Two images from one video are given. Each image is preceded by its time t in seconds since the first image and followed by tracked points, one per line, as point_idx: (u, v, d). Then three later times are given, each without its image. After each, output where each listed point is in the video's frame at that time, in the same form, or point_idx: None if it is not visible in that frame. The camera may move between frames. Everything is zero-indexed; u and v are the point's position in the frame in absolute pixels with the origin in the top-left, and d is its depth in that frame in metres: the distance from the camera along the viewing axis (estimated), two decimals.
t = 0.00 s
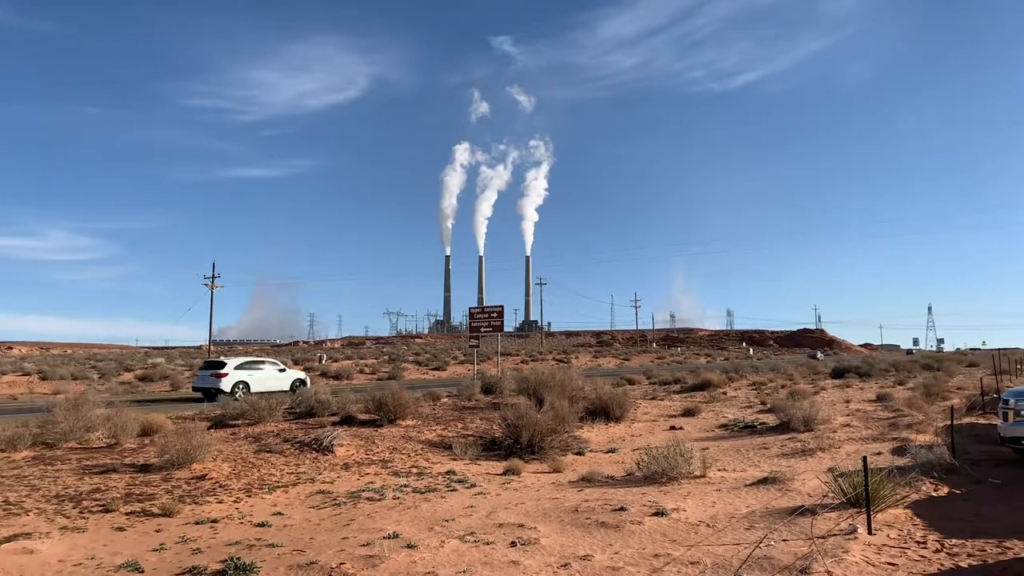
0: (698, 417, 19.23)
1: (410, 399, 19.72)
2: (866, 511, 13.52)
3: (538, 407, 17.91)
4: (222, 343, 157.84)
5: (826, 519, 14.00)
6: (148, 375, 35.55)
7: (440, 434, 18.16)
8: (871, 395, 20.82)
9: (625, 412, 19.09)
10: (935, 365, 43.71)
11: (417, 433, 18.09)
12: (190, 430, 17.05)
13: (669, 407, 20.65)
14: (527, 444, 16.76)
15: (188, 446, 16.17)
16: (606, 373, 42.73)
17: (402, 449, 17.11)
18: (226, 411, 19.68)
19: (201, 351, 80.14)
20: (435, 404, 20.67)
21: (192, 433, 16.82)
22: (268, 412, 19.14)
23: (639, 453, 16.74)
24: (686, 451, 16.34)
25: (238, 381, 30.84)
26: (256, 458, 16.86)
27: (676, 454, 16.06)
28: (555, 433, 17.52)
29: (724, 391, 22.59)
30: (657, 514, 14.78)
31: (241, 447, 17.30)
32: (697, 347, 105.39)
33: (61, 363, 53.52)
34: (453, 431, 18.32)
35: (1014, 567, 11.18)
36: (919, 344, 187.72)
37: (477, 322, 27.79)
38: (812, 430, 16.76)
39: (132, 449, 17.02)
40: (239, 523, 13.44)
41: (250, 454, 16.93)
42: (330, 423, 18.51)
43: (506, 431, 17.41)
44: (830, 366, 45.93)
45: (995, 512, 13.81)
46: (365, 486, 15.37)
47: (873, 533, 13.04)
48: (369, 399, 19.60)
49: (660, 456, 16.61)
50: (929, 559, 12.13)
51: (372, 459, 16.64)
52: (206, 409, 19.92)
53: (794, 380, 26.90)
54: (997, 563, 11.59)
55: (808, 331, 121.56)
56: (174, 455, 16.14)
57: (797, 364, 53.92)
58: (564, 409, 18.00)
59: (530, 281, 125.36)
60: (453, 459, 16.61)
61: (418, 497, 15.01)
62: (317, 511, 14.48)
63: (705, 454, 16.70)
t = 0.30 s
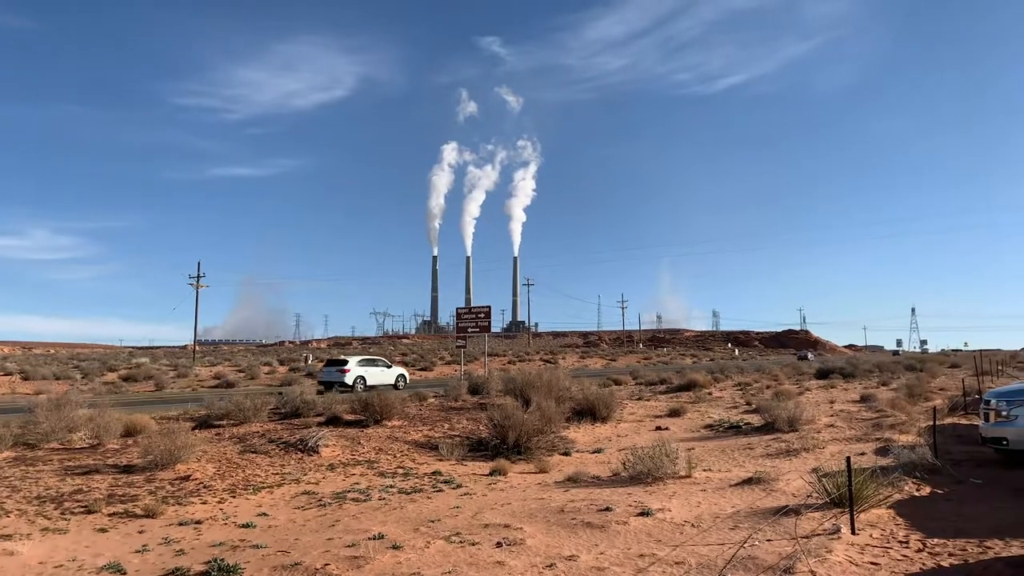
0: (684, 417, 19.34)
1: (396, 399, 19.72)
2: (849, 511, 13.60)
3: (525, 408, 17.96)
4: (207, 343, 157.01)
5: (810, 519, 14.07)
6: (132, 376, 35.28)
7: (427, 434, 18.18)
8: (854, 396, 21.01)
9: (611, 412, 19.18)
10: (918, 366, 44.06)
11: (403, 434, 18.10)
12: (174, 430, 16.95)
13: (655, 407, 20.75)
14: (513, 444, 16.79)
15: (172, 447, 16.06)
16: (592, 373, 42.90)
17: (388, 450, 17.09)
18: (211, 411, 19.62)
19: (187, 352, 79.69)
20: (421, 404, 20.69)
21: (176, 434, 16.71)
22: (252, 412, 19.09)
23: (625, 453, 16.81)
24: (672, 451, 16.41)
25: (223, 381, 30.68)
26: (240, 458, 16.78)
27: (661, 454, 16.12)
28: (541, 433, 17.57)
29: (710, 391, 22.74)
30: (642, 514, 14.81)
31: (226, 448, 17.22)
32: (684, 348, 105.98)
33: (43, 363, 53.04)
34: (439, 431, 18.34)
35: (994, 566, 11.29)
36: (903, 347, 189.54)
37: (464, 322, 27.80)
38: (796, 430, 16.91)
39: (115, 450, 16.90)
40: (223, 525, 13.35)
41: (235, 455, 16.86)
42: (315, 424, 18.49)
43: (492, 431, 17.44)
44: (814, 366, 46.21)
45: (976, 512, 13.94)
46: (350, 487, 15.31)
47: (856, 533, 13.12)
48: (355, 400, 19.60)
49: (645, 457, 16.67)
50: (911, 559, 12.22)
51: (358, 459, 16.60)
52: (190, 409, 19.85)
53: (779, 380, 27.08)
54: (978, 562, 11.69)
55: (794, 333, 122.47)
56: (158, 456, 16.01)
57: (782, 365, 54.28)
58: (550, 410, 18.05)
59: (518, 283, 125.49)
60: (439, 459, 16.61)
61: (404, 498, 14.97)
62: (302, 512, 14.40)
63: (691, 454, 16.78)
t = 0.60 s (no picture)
0: (663, 417, 19.47)
1: (377, 399, 19.72)
2: (826, 511, 13.69)
3: (505, 408, 17.99)
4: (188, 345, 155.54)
5: (788, 518, 14.17)
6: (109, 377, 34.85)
7: (407, 435, 18.15)
8: (832, 396, 21.24)
9: (592, 412, 19.27)
10: (895, 368, 44.53)
11: (383, 434, 18.07)
12: (150, 430, 16.78)
13: (635, 407, 20.85)
14: (494, 444, 16.81)
15: (148, 447, 15.90)
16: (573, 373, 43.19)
17: (367, 450, 17.06)
18: (188, 411, 19.49)
19: (166, 353, 78.70)
20: (402, 405, 20.67)
21: (153, 434, 16.55)
22: (231, 412, 18.99)
23: (605, 453, 16.88)
24: (652, 452, 16.50)
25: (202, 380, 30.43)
26: (218, 458, 16.66)
27: (641, 455, 16.19)
28: (522, 433, 17.59)
29: (690, 391, 22.87)
30: (622, 514, 14.85)
31: (203, 448, 17.09)
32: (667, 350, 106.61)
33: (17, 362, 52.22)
34: (419, 431, 18.32)
35: (968, 565, 11.41)
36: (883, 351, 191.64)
37: (445, 322, 27.76)
38: (775, 431, 17.08)
39: (90, 450, 16.73)
40: (200, 526, 13.21)
41: (212, 455, 16.73)
42: (294, 424, 18.42)
43: (473, 431, 17.44)
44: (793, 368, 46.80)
45: (950, 512, 14.10)
46: (329, 487, 15.22)
47: (833, 533, 13.22)
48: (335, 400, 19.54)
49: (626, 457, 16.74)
50: (887, 558, 12.32)
51: (337, 459, 16.54)
52: (168, 408, 19.73)
53: (758, 381, 27.32)
54: (952, 561, 11.81)
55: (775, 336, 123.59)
56: (134, 456, 15.83)
57: (760, 365, 55.00)
58: (531, 410, 18.09)
59: (502, 286, 125.54)
60: (419, 460, 16.58)
61: (383, 498, 14.90)
62: (280, 512, 14.29)
63: (670, 454, 16.87)
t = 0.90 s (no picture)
0: (636, 417, 19.59)
1: (349, 399, 19.63)
2: (796, 511, 13.79)
3: (479, 408, 17.99)
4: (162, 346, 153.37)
5: (758, 518, 14.29)
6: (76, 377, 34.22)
7: (380, 435, 18.07)
8: (802, 397, 21.51)
9: (566, 413, 19.34)
10: (864, 369, 45.17)
11: (355, 435, 17.98)
12: (117, 431, 16.52)
13: (608, 407, 20.96)
14: (467, 444, 16.81)
15: (116, 447, 15.64)
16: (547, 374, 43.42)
17: (340, 451, 16.97)
18: (157, 411, 19.25)
19: (137, 353, 77.46)
20: (375, 405, 20.58)
21: (120, 434, 16.29)
22: (200, 412, 18.78)
23: (578, 453, 16.93)
24: (624, 452, 16.58)
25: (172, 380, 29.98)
26: (187, 459, 16.46)
27: (614, 455, 16.25)
28: (496, 434, 17.60)
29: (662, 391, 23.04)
30: (595, 514, 14.88)
31: (172, 448, 16.86)
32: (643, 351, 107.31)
33: None
34: (392, 432, 18.26)
35: (933, 563, 11.58)
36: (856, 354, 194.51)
37: (419, 323, 27.66)
38: (746, 431, 17.26)
39: (56, 451, 16.45)
40: (168, 527, 13.02)
41: (181, 456, 16.52)
42: (265, 424, 18.26)
43: (446, 431, 17.40)
44: (764, 368, 47.34)
45: (916, 512, 14.31)
46: (301, 488, 15.09)
47: (803, 532, 13.35)
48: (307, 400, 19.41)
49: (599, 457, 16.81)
50: (855, 557, 12.47)
51: (308, 460, 16.42)
52: (136, 408, 19.46)
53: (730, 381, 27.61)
54: (918, 560, 11.97)
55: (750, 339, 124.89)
56: (101, 457, 15.56)
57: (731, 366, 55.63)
58: (504, 410, 18.11)
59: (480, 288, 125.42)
60: (391, 460, 16.51)
61: (355, 499, 14.79)
62: (250, 513, 14.12)
63: (643, 455, 16.95)
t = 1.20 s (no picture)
0: (614, 418, 19.67)
1: (327, 401, 19.53)
2: (772, 510, 13.87)
3: (457, 409, 17.96)
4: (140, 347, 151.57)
5: (735, 518, 14.36)
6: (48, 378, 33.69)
7: (357, 437, 17.99)
8: (778, 397, 21.70)
9: (544, 414, 19.37)
10: (838, 369, 45.79)
11: (332, 436, 17.88)
12: (90, 433, 16.29)
13: (586, 408, 21.02)
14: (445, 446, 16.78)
15: (88, 449, 15.41)
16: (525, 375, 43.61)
17: (316, 453, 16.90)
18: (131, 412, 19.03)
19: (113, 354, 76.46)
20: (353, 407, 20.49)
21: (93, 436, 16.06)
22: (175, 414, 18.59)
23: (556, 454, 16.96)
24: (602, 452, 16.62)
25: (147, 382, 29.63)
26: (161, 461, 16.27)
27: (592, 455, 16.28)
28: (474, 435, 17.57)
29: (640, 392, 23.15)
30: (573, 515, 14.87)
31: (146, 450, 16.67)
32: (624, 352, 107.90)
33: None
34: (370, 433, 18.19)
35: (907, 562, 11.69)
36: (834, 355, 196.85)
37: (398, 324, 27.53)
38: (723, 431, 17.38)
39: (26, 453, 16.18)
40: (142, 530, 12.82)
41: (155, 458, 16.34)
42: (241, 426, 18.12)
43: (424, 433, 17.35)
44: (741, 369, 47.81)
45: (890, 511, 14.46)
46: (277, 490, 14.96)
47: (779, 532, 13.43)
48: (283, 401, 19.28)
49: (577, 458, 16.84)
50: (830, 556, 12.56)
51: (284, 462, 16.31)
52: (109, 410, 19.22)
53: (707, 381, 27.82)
54: (892, 559, 12.07)
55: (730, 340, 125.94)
56: (73, 459, 15.32)
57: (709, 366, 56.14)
58: (483, 411, 18.10)
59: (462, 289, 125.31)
60: (369, 462, 16.43)
61: (332, 501, 14.69)
62: (226, 516, 13.96)
63: (621, 455, 17.00)
